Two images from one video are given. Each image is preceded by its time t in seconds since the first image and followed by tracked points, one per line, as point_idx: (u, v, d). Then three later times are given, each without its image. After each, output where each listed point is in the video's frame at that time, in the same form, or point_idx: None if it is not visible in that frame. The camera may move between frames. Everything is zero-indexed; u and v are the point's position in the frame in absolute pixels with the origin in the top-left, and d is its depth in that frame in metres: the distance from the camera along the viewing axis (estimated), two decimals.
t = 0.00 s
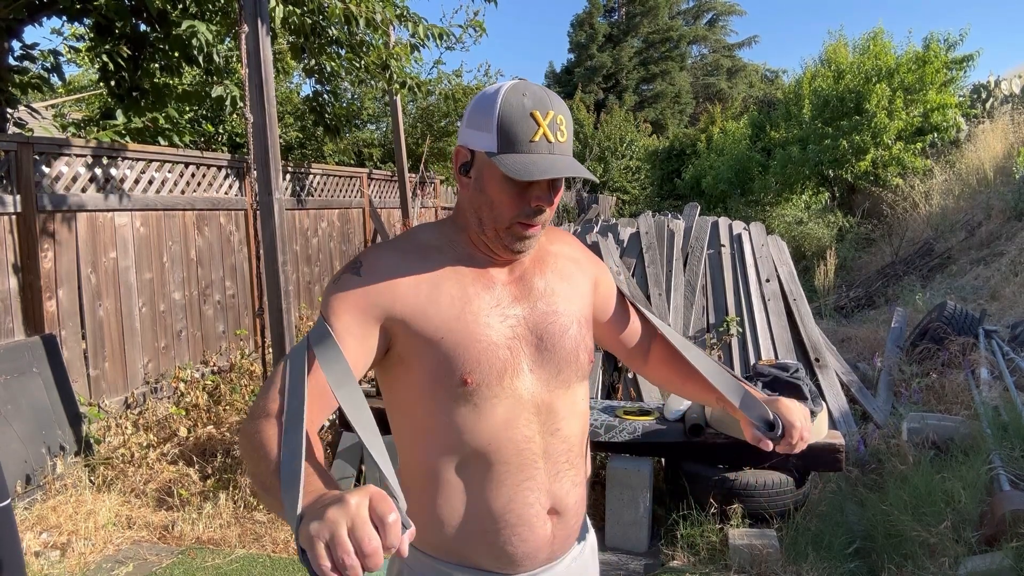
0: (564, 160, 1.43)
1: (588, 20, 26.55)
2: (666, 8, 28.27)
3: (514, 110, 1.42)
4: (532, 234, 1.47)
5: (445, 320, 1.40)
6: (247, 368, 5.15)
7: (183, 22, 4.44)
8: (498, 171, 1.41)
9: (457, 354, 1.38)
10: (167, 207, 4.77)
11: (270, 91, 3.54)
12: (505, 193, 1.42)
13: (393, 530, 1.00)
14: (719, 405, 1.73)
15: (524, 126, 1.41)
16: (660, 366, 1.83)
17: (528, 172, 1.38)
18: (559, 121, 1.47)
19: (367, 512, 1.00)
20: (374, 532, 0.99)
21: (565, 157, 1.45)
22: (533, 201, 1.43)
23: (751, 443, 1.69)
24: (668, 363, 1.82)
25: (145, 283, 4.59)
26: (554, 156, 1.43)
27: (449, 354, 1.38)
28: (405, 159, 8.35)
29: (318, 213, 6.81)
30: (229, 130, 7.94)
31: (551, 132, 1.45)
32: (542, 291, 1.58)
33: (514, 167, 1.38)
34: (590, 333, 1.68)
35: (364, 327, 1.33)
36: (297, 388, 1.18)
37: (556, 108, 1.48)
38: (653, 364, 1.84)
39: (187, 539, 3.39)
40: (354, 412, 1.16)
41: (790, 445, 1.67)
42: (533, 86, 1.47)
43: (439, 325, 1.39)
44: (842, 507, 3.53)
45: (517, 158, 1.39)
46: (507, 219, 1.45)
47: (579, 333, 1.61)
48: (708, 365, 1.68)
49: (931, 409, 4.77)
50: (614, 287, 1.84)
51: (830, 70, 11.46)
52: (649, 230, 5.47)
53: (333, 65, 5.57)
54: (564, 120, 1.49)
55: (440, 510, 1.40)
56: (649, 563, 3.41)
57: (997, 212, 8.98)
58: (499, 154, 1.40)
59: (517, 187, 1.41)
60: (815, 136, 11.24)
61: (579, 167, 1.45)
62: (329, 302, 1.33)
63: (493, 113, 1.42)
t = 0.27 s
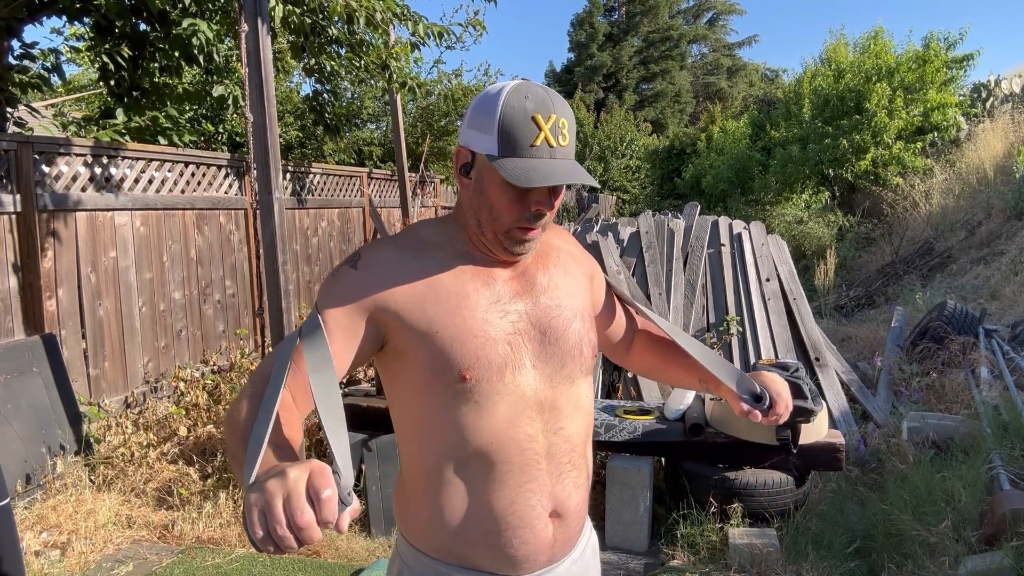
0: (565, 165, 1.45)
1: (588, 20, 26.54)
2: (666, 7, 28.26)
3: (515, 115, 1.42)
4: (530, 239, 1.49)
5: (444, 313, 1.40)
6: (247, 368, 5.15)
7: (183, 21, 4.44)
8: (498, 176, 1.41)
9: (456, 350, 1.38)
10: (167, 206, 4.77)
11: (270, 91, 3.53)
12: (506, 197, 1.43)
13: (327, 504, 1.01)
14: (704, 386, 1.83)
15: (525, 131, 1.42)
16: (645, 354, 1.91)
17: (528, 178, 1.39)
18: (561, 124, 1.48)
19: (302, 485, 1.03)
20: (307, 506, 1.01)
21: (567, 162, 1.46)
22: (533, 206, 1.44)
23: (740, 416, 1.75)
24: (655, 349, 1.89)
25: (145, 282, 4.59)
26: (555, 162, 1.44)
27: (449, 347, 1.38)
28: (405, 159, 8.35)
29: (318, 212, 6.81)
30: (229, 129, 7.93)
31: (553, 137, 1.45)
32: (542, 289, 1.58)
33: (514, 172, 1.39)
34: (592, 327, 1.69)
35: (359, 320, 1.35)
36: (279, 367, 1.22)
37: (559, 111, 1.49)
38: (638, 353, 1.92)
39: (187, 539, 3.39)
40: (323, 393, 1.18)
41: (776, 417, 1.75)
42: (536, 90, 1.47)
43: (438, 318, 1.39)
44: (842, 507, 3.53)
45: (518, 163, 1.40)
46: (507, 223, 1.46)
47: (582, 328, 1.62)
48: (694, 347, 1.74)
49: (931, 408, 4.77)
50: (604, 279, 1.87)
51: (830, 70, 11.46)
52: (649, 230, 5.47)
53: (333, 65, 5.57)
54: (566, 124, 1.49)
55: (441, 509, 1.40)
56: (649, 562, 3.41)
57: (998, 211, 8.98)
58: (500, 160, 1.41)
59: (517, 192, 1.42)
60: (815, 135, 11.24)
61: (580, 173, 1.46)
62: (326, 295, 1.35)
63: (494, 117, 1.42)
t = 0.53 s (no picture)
0: (567, 166, 1.45)
1: (588, 21, 26.54)
2: (666, 7, 28.26)
3: (517, 115, 1.42)
4: (532, 239, 1.50)
5: (446, 308, 1.40)
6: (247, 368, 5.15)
7: (183, 22, 4.44)
8: (499, 177, 1.41)
9: (459, 345, 1.38)
10: (167, 207, 4.77)
11: (270, 91, 3.53)
12: (507, 197, 1.43)
13: (294, 476, 1.05)
14: (693, 371, 1.90)
15: (527, 131, 1.42)
16: (633, 346, 1.97)
17: (528, 178, 1.39)
18: (564, 125, 1.48)
19: (274, 457, 1.07)
20: (275, 478, 1.05)
21: (568, 162, 1.47)
22: (535, 206, 1.45)
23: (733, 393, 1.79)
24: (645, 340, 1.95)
25: (145, 283, 4.59)
26: (557, 163, 1.44)
27: (452, 342, 1.38)
28: (405, 159, 8.35)
29: (318, 213, 6.81)
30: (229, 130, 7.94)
31: (555, 137, 1.45)
32: (547, 286, 1.58)
33: (515, 173, 1.39)
34: (597, 325, 1.69)
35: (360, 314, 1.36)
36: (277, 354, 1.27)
37: (561, 112, 1.49)
38: (627, 345, 1.97)
39: (187, 539, 3.39)
40: (309, 378, 1.21)
41: (765, 395, 1.82)
42: (539, 90, 1.47)
43: (441, 313, 1.39)
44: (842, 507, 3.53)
45: (519, 164, 1.40)
46: (509, 223, 1.46)
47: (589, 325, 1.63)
48: (688, 332, 1.77)
49: (931, 409, 4.77)
50: (599, 275, 1.88)
51: (830, 70, 11.47)
52: (649, 230, 5.48)
53: (334, 65, 5.57)
54: (568, 124, 1.50)
55: (446, 508, 1.40)
56: (649, 563, 3.41)
57: (997, 212, 8.98)
58: (501, 160, 1.41)
59: (518, 192, 1.43)
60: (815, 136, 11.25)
61: (581, 174, 1.46)
62: (329, 291, 1.37)
63: (496, 118, 1.42)
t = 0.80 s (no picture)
0: (574, 165, 1.45)
1: (588, 21, 26.54)
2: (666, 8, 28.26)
3: (525, 114, 1.42)
4: (540, 239, 1.51)
5: (451, 308, 1.40)
6: (247, 368, 5.15)
7: (184, 22, 4.44)
8: (508, 175, 1.42)
9: (466, 345, 1.38)
10: (167, 207, 4.77)
11: (270, 91, 3.54)
12: (514, 197, 1.43)
13: (269, 481, 1.06)
14: (685, 369, 1.93)
15: (534, 130, 1.42)
16: (625, 346, 1.97)
17: (536, 177, 1.39)
18: (571, 123, 1.48)
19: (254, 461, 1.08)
20: (250, 481, 1.06)
21: (576, 161, 1.46)
22: (543, 205, 1.45)
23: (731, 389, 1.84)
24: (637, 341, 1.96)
25: (145, 283, 4.59)
26: (564, 161, 1.44)
27: (458, 341, 1.38)
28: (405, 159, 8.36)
29: (318, 213, 6.81)
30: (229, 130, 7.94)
31: (563, 135, 1.45)
32: (552, 287, 1.59)
33: (522, 171, 1.39)
34: (604, 325, 1.69)
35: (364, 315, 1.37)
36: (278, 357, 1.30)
37: (569, 110, 1.49)
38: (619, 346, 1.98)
39: (187, 539, 3.39)
40: (302, 379, 1.22)
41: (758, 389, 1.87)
42: (547, 88, 1.47)
43: (445, 313, 1.39)
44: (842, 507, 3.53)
45: (526, 163, 1.40)
46: (516, 223, 1.47)
47: (595, 325, 1.63)
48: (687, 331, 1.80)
49: (931, 409, 4.77)
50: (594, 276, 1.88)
51: (830, 70, 11.48)
52: (649, 230, 5.48)
53: (334, 65, 5.57)
54: (576, 122, 1.49)
55: (453, 511, 1.39)
56: (649, 563, 3.41)
57: (997, 211, 8.98)
58: (508, 159, 1.41)
59: (526, 191, 1.43)
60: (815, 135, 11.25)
61: (589, 171, 1.46)
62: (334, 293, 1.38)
63: (503, 116, 1.42)
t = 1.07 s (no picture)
0: (585, 159, 1.45)
1: (588, 20, 26.51)
2: (666, 7, 28.23)
3: (533, 110, 1.42)
4: (550, 235, 1.50)
5: (459, 305, 1.40)
6: (247, 367, 5.15)
7: (183, 21, 4.44)
8: (517, 172, 1.41)
9: (475, 342, 1.38)
10: (167, 206, 4.77)
11: (270, 91, 3.54)
12: (524, 194, 1.43)
13: (259, 474, 1.06)
14: (678, 363, 1.92)
15: (544, 125, 1.42)
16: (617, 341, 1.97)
17: (548, 171, 1.39)
18: (580, 118, 1.48)
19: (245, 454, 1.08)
20: (240, 476, 1.06)
21: (585, 156, 1.46)
22: (553, 202, 1.45)
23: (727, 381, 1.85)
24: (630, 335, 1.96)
25: (145, 282, 4.59)
26: (574, 156, 1.44)
27: (466, 339, 1.37)
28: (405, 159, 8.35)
29: (318, 213, 6.81)
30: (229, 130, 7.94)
31: (572, 130, 1.46)
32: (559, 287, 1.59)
33: (534, 166, 1.39)
34: (611, 324, 1.69)
35: (370, 313, 1.37)
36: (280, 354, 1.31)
37: (577, 106, 1.49)
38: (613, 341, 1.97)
39: (187, 539, 3.39)
40: (301, 372, 1.23)
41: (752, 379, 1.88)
42: (554, 84, 1.48)
43: (453, 310, 1.39)
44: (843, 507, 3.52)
45: (537, 158, 1.40)
46: (526, 221, 1.47)
47: (602, 323, 1.64)
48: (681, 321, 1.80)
49: (931, 409, 4.77)
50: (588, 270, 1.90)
51: (830, 70, 11.48)
52: (649, 230, 5.48)
53: (334, 65, 5.57)
54: (584, 118, 1.50)
55: (461, 511, 1.39)
56: (649, 562, 3.41)
57: (998, 211, 8.97)
58: (517, 154, 1.41)
59: (537, 187, 1.43)
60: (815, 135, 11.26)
61: (599, 166, 1.46)
62: (339, 292, 1.38)
63: (511, 112, 1.42)
